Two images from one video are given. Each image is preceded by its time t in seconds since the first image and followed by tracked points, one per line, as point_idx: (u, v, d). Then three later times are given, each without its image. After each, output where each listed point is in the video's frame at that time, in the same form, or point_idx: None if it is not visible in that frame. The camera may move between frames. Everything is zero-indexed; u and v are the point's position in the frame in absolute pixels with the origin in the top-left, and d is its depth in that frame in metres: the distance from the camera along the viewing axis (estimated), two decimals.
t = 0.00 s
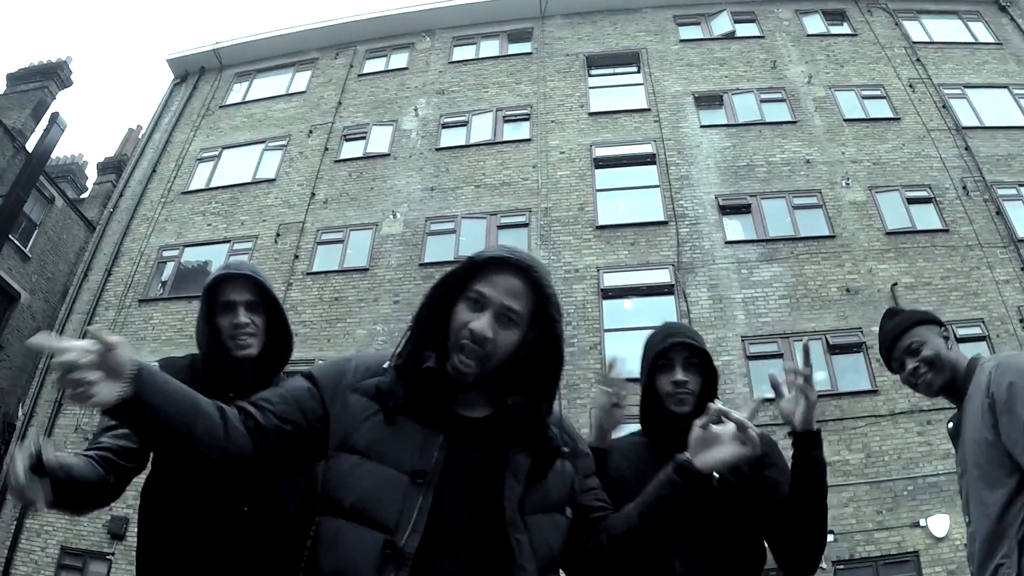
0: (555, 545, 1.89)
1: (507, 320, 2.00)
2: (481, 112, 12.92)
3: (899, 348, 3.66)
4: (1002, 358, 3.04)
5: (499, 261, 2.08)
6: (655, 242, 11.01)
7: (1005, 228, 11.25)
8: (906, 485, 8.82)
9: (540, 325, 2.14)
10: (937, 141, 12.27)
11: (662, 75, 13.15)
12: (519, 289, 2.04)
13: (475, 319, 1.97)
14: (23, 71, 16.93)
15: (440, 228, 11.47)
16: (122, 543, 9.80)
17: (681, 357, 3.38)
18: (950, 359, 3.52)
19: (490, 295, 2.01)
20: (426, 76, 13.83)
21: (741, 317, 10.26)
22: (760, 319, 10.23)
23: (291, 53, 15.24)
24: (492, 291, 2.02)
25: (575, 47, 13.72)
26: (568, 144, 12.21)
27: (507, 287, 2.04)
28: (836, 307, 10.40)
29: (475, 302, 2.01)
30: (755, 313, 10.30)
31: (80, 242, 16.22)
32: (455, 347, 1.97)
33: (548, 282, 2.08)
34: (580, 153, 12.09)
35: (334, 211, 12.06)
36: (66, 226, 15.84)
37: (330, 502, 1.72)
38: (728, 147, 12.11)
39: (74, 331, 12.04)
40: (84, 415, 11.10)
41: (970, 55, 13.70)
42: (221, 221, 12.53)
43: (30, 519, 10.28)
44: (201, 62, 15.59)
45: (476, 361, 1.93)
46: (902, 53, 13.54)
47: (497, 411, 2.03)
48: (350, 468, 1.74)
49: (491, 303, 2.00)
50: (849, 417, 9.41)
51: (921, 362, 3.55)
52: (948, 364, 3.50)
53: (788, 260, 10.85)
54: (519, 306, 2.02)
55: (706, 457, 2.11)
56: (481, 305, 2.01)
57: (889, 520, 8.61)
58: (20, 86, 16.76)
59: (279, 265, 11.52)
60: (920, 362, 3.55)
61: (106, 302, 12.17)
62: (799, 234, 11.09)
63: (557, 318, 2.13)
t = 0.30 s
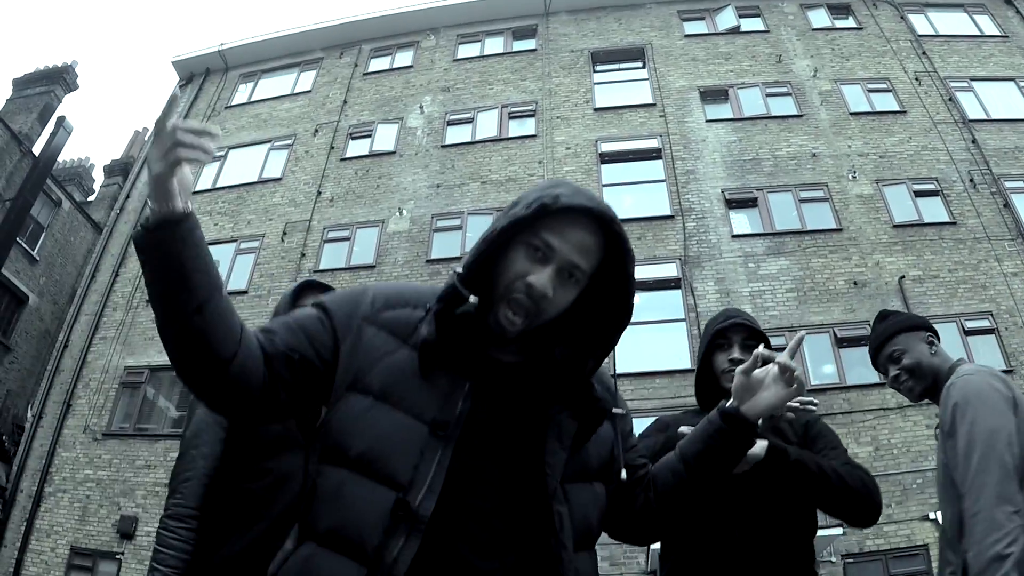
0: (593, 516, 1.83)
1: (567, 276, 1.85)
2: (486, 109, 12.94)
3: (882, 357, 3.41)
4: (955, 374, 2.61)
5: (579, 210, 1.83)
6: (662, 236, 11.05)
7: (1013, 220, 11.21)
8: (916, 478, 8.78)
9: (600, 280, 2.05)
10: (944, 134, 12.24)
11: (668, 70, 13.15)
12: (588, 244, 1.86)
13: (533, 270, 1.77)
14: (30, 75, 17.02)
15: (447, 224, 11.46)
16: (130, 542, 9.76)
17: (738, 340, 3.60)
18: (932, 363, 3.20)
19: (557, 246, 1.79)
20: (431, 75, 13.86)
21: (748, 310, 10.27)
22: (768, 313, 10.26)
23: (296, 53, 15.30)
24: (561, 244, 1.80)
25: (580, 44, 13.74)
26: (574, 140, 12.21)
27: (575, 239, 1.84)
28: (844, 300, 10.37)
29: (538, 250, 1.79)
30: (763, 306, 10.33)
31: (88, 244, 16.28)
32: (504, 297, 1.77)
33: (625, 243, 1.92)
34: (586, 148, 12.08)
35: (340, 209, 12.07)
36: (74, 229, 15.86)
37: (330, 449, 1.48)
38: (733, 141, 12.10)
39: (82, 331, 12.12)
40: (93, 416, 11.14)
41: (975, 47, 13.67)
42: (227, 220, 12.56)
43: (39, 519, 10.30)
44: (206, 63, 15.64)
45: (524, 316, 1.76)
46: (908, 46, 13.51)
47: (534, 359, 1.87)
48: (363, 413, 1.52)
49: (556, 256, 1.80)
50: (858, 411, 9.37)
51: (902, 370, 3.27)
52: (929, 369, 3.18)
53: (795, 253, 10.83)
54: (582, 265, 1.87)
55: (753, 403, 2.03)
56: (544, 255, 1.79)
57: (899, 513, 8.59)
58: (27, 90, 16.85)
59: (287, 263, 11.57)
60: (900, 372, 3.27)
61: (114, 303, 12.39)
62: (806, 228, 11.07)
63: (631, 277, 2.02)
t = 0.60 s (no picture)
0: (613, 498, 1.77)
1: (576, 228, 1.85)
2: (481, 102, 12.92)
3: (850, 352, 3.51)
4: (908, 386, 2.81)
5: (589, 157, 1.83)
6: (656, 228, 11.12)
7: (1008, 212, 11.22)
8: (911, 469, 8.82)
9: (615, 238, 2.03)
10: (938, 126, 12.24)
11: (662, 63, 13.14)
12: (599, 196, 1.85)
13: (539, 220, 1.79)
14: (24, 70, 16.97)
15: (441, 218, 11.40)
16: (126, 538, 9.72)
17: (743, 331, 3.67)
18: (893, 363, 3.28)
19: (561, 195, 1.81)
20: (426, 68, 13.84)
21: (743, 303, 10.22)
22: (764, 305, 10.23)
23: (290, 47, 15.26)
24: (565, 192, 1.81)
25: (575, 37, 13.73)
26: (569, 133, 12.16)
27: (582, 187, 1.84)
28: (838, 292, 10.38)
29: (544, 200, 1.81)
30: (757, 299, 10.27)
31: (83, 241, 16.23)
32: (507, 250, 1.79)
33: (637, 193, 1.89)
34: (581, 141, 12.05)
35: (335, 204, 12.04)
36: (68, 224, 15.85)
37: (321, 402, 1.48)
38: (728, 134, 12.09)
39: (77, 328, 12.10)
40: (88, 412, 11.10)
41: (971, 40, 13.66)
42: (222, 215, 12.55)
43: (35, 516, 10.29)
44: (201, 58, 15.62)
45: (528, 271, 1.77)
46: (903, 39, 13.50)
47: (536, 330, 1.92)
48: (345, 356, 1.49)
49: (559, 206, 1.81)
50: (852, 402, 9.38)
51: (866, 365, 3.35)
52: (891, 369, 3.27)
53: (790, 246, 10.82)
54: (594, 216, 1.86)
55: (802, 365, 2.02)
56: (549, 205, 1.82)
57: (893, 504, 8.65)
58: (21, 86, 16.81)
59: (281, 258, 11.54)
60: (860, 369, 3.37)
61: (109, 300, 12.29)
62: (801, 220, 11.07)
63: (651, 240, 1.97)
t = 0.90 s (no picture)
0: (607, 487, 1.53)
1: (553, 184, 1.71)
2: (473, 97, 12.90)
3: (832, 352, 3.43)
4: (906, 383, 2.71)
5: (536, 111, 1.76)
6: (648, 223, 11.08)
7: (999, 209, 11.26)
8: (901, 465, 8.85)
9: (594, 185, 1.88)
10: (930, 123, 12.25)
11: (655, 59, 13.14)
12: (563, 147, 1.75)
13: (513, 190, 1.67)
14: (15, 67, 16.93)
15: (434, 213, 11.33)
16: (118, 535, 9.65)
17: (735, 319, 3.61)
18: (877, 369, 3.29)
19: (520, 157, 1.70)
20: (418, 63, 13.82)
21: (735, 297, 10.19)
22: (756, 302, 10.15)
23: (282, 42, 15.21)
24: (524, 152, 1.70)
25: (567, 32, 13.71)
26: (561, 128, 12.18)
27: (541, 145, 1.73)
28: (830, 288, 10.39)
29: (510, 168, 1.70)
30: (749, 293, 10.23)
31: (75, 237, 16.15)
32: (492, 234, 1.65)
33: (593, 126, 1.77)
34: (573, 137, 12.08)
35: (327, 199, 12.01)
36: (60, 220, 15.78)
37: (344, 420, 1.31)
38: (721, 129, 12.09)
39: (67, 323, 11.98)
40: (79, 409, 11.01)
41: (963, 38, 13.69)
42: (214, 209, 12.52)
43: (28, 513, 10.26)
44: (193, 53, 15.58)
45: (522, 243, 1.61)
46: (896, 36, 13.52)
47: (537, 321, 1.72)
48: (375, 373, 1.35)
49: (526, 170, 1.69)
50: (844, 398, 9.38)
51: (852, 367, 3.28)
52: (876, 373, 3.26)
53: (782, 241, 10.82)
54: (566, 167, 1.73)
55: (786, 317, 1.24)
56: (516, 173, 1.70)
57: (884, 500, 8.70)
58: (12, 81, 16.75)
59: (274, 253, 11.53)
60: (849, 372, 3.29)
61: (100, 296, 12.16)
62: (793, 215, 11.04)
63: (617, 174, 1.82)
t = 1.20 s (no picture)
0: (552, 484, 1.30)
1: (484, 183, 1.56)
2: (467, 101, 12.92)
3: (821, 377, 3.99)
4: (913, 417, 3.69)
5: (436, 124, 1.59)
6: (642, 228, 11.05)
7: (992, 214, 11.29)
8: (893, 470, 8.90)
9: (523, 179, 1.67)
10: (924, 127, 12.27)
11: (649, 64, 13.14)
12: (480, 144, 1.60)
13: (450, 208, 1.53)
14: (8, 66, 16.88)
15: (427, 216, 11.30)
16: (110, 536, 9.65)
17: (747, 338, 3.72)
18: (863, 394, 3.95)
19: (445, 172, 1.56)
20: (413, 66, 13.81)
21: (728, 302, 10.19)
22: (747, 305, 10.27)
23: (278, 44, 15.21)
24: (446, 165, 1.56)
25: (561, 37, 13.74)
26: (554, 132, 12.22)
27: (463, 154, 1.58)
28: (822, 293, 10.44)
29: (437, 190, 1.55)
30: (741, 298, 10.32)
31: (69, 237, 16.22)
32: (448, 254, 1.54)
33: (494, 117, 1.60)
34: (567, 141, 12.10)
35: (320, 202, 12.02)
36: (54, 220, 15.82)
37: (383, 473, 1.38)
38: (714, 134, 12.09)
39: (60, 324, 11.96)
40: (71, 410, 10.99)
41: (957, 43, 13.71)
42: (209, 211, 12.54)
43: (20, 513, 10.28)
44: (187, 54, 15.54)
45: (478, 248, 1.50)
46: (889, 41, 13.56)
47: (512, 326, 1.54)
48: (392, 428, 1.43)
49: (454, 180, 1.55)
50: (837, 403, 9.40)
51: (844, 390, 3.91)
52: (862, 399, 3.93)
53: (775, 246, 10.88)
54: (490, 162, 1.58)
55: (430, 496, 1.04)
56: (447, 189, 1.56)
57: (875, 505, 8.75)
58: (6, 79, 16.75)
59: (267, 255, 11.53)
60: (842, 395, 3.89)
61: (94, 296, 12.14)
62: (786, 220, 11.08)
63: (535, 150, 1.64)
